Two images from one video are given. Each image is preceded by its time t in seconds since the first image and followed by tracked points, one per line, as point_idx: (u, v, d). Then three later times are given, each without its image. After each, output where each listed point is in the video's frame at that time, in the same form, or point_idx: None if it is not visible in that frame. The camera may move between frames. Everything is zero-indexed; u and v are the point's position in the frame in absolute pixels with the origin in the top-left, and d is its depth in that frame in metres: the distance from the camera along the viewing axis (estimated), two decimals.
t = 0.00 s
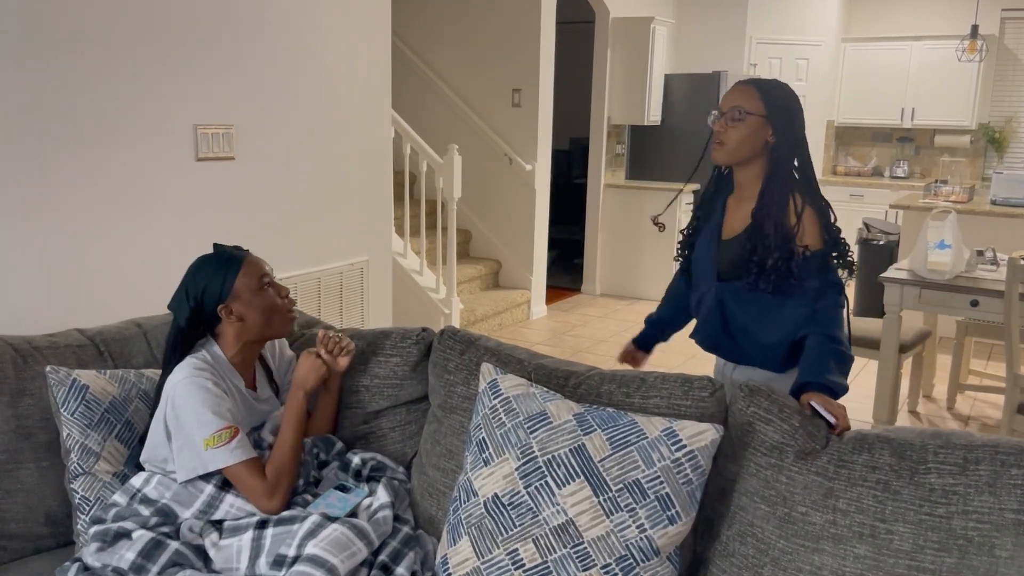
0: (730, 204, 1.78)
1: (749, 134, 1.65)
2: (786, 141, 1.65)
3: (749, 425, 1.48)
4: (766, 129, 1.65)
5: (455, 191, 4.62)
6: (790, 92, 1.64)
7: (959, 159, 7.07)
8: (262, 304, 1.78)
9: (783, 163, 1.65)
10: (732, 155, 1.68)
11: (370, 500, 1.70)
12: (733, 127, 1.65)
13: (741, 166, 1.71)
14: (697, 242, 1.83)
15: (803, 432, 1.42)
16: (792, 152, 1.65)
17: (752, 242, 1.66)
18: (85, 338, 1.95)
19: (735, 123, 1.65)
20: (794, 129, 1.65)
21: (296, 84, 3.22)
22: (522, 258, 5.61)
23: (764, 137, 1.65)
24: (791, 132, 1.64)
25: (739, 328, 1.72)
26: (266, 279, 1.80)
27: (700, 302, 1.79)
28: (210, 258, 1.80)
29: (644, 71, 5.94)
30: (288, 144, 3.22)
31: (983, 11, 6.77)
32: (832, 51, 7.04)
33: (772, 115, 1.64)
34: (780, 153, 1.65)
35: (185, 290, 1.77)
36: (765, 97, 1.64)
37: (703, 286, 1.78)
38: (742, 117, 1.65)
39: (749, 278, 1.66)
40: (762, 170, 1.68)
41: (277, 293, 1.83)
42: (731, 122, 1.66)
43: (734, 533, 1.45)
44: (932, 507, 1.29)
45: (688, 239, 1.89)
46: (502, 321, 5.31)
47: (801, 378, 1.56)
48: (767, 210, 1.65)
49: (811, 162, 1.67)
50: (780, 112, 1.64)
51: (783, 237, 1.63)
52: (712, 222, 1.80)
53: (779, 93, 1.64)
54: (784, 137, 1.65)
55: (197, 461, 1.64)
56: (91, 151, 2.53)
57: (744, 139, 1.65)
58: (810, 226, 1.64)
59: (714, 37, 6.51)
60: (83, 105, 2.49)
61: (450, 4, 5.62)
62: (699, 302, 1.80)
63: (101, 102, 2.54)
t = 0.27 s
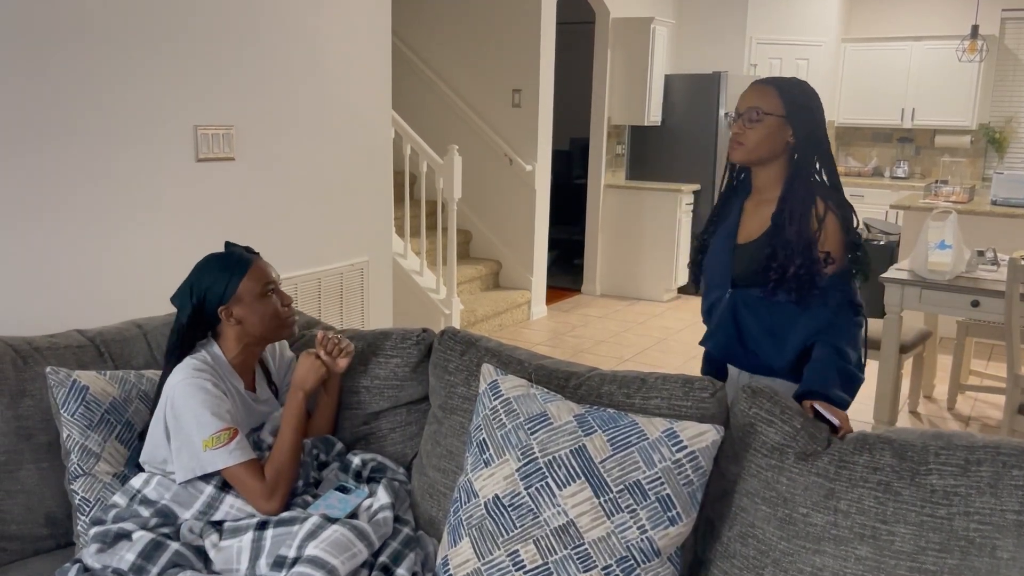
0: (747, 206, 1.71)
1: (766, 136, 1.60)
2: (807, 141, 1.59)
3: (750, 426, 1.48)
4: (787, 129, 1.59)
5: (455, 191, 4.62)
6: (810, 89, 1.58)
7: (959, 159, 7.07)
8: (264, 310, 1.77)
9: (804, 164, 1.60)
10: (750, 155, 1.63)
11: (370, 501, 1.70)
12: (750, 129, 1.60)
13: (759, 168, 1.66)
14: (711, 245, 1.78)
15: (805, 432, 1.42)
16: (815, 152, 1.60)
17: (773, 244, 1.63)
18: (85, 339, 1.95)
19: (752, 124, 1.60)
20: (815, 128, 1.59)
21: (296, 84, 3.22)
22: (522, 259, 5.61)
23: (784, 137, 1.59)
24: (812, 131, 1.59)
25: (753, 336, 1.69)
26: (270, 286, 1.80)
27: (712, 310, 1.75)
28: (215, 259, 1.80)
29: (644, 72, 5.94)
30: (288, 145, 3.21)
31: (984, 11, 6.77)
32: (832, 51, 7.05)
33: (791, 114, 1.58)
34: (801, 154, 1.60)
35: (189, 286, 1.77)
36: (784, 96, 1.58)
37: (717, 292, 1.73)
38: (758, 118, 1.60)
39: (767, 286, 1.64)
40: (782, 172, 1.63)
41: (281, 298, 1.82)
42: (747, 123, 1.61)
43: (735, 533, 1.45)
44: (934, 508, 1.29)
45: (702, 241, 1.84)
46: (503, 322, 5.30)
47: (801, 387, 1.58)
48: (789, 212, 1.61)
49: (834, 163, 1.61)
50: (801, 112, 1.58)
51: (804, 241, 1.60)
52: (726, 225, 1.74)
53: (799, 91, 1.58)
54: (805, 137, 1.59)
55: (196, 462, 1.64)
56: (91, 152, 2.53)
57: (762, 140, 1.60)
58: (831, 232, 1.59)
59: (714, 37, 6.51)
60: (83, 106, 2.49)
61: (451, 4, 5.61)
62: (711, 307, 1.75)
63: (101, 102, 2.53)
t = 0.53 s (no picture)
0: (774, 207, 1.71)
1: (792, 136, 1.59)
2: (836, 141, 1.58)
3: (752, 427, 1.47)
4: (814, 130, 1.58)
5: (455, 192, 4.61)
6: (838, 89, 1.57)
7: (959, 159, 7.07)
8: (264, 312, 1.77)
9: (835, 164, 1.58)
10: (777, 158, 1.62)
11: (371, 501, 1.69)
12: (776, 130, 1.59)
13: (785, 170, 1.64)
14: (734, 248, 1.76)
15: (806, 433, 1.41)
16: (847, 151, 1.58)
17: (807, 250, 1.60)
18: (84, 340, 1.95)
19: (777, 125, 1.59)
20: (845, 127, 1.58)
21: (295, 85, 3.21)
22: (522, 259, 5.61)
23: (812, 138, 1.59)
24: (842, 130, 1.57)
25: (774, 342, 1.66)
26: (269, 286, 1.79)
27: (734, 313, 1.73)
28: (215, 260, 1.80)
29: (643, 72, 5.94)
30: (287, 145, 3.21)
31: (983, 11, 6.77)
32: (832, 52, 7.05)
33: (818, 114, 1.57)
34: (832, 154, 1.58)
35: (190, 289, 1.77)
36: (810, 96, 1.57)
37: (740, 294, 1.71)
38: (783, 119, 1.59)
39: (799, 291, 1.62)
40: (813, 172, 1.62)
41: (281, 299, 1.82)
42: (772, 124, 1.60)
43: (736, 534, 1.45)
44: (935, 509, 1.28)
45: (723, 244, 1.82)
46: (503, 322, 5.30)
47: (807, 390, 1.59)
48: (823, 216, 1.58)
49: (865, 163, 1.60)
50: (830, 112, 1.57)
51: (840, 246, 1.57)
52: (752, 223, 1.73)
53: (827, 91, 1.57)
54: (834, 136, 1.57)
55: (196, 462, 1.64)
56: (91, 153, 2.53)
57: (788, 141, 1.59)
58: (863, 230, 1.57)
59: (714, 37, 6.51)
60: (83, 107, 2.49)
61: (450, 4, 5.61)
62: (732, 310, 1.73)
63: (101, 103, 2.53)
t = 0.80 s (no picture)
0: (781, 209, 1.72)
1: (801, 138, 1.60)
2: (846, 142, 1.59)
3: (753, 431, 1.47)
4: (823, 132, 1.60)
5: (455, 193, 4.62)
6: (846, 90, 1.59)
7: (959, 159, 7.07)
8: (263, 313, 1.77)
9: (847, 167, 1.60)
10: (786, 161, 1.63)
11: (371, 503, 1.69)
12: (785, 132, 1.61)
13: (794, 172, 1.66)
14: (739, 251, 1.77)
15: (809, 439, 1.42)
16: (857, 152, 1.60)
17: (819, 251, 1.60)
18: (84, 341, 1.95)
19: (786, 128, 1.61)
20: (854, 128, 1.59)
21: (295, 86, 3.21)
22: (522, 260, 5.61)
23: (821, 140, 1.60)
24: (851, 132, 1.59)
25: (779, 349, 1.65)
26: (268, 288, 1.79)
27: (740, 316, 1.73)
28: (214, 262, 1.80)
29: (643, 73, 5.94)
30: (287, 147, 3.21)
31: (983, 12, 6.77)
32: (832, 53, 7.06)
33: (827, 116, 1.58)
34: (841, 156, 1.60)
35: (189, 289, 1.77)
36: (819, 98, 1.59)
37: (748, 299, 1.71)
38: (792, 121, 1.60)
39: (810, 295, 1.62)
40: (823, 175, 1.64)
41: (280, 301, 1.82)
42: (781, 126, 1.61)
43: (737, 537, 1.45)
44: (936, 513, 1.28)
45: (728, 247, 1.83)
46: (503, 323, 5.30)
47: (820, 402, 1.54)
48: (836, 219, 1.59)
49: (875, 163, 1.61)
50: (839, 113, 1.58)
51: (851, 251, 1.57)
52: (757, 225, 1.75)
53: (835, 93, 1.59)
54: (844, 137, 1.59)
55: (196, 464, 1.63)
56: (91, 154, 2.53)
57: (797, 143, 1.60)
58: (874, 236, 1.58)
59: (713, 37, 6.51)
60: (83, 108, 2.49)
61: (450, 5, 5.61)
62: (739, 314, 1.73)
63: (100, 104, 2.53)
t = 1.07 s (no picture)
0: (775, 214, 1.71)
1: (794, 144, 1.60)
2: (840, 146, 1.60)
3: (753, 433, 1.47)
4: (816, 138, 1.60)
5: (455, 193, 4.62)
6: (837, 93, 1.59)
7: (959, 160, 7.07)
8: (263, 314, 1.77)
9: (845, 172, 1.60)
10: (779, 166, 1.63)
11: (371, 504, 1.69)
12: (778, 137, 1.60)
13: (787, 176, 1.66)
14: (730, 255, 1.75)
15: (810, 441, 1.42)
16: (851, 157, 1.60)
17: (821, 257, 1.59)
18: (85, 342, 1.95)
19: (778, 133, 1.60)
20: (847, 131, 1.60)
21: (295, 87, 3.21)
22: (522, 261, 5.61)
23: (814, 146, 1.60)
24: (844, 135, 1.59)
25: (780, 352, 1.64)
26: (268, 289, 1.79)
27: (734, 320, 1.70)
28: (214, 264, 1.80)
29: (644, 73, 5.94)
30: (287, 147, 3.21)
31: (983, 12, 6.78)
32: (831, 54, 7.07)
33: (819, 120, 1.58)
34: (835, 160, 1.60)
35: (189, 291, 1.77)
36: (810, 103, 1.59)
37: (742, 302, 1.70)
38: (784, 126, 1.60)
39: (812, 301, 1.61)
40: (818, 181, 1.65)
41: (280, 302, 1.81)
42: (773, 132, 1.61)
43: (738, 539, 1.46)
44: (938, 515, 1.28)
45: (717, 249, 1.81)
46: (503, 324, 5.30)
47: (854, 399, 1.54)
48: (838, 222, 1.58)
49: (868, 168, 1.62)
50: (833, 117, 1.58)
51: (855, 257, 1.56)
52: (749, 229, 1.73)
53: (829, 98, 1.59)
54: (837, 141, 1.59)
55: (197, 466, 1.64)
56: (91, 155, 2.53)
57: (790, 147, 1.60)
58: (885, 229, 1.60)
59: (713, 38, 6.51)
60: (83, 109, 2.49)
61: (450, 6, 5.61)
62: (731, 318, 1.71)
63: (101, 106, 2.53)
